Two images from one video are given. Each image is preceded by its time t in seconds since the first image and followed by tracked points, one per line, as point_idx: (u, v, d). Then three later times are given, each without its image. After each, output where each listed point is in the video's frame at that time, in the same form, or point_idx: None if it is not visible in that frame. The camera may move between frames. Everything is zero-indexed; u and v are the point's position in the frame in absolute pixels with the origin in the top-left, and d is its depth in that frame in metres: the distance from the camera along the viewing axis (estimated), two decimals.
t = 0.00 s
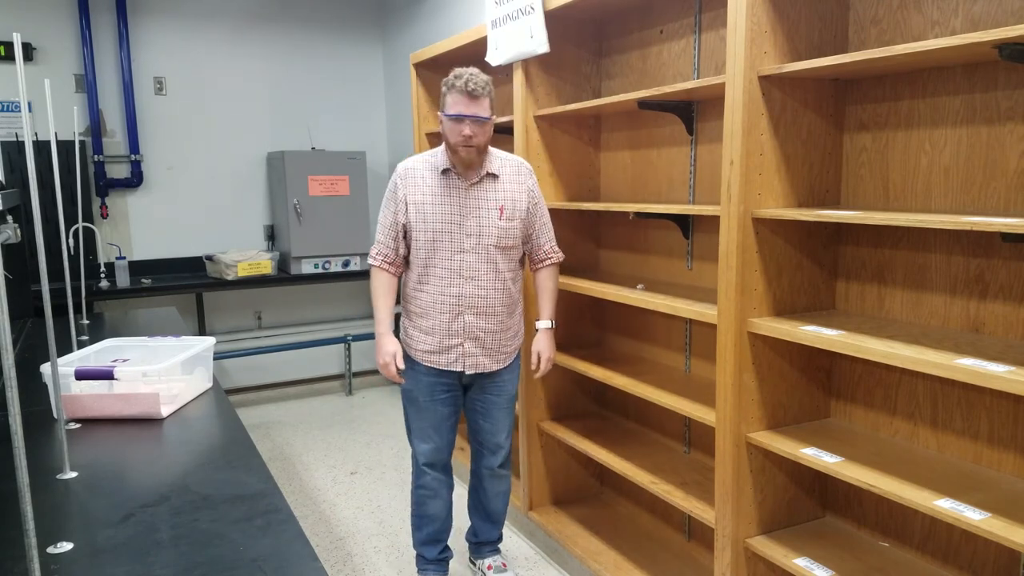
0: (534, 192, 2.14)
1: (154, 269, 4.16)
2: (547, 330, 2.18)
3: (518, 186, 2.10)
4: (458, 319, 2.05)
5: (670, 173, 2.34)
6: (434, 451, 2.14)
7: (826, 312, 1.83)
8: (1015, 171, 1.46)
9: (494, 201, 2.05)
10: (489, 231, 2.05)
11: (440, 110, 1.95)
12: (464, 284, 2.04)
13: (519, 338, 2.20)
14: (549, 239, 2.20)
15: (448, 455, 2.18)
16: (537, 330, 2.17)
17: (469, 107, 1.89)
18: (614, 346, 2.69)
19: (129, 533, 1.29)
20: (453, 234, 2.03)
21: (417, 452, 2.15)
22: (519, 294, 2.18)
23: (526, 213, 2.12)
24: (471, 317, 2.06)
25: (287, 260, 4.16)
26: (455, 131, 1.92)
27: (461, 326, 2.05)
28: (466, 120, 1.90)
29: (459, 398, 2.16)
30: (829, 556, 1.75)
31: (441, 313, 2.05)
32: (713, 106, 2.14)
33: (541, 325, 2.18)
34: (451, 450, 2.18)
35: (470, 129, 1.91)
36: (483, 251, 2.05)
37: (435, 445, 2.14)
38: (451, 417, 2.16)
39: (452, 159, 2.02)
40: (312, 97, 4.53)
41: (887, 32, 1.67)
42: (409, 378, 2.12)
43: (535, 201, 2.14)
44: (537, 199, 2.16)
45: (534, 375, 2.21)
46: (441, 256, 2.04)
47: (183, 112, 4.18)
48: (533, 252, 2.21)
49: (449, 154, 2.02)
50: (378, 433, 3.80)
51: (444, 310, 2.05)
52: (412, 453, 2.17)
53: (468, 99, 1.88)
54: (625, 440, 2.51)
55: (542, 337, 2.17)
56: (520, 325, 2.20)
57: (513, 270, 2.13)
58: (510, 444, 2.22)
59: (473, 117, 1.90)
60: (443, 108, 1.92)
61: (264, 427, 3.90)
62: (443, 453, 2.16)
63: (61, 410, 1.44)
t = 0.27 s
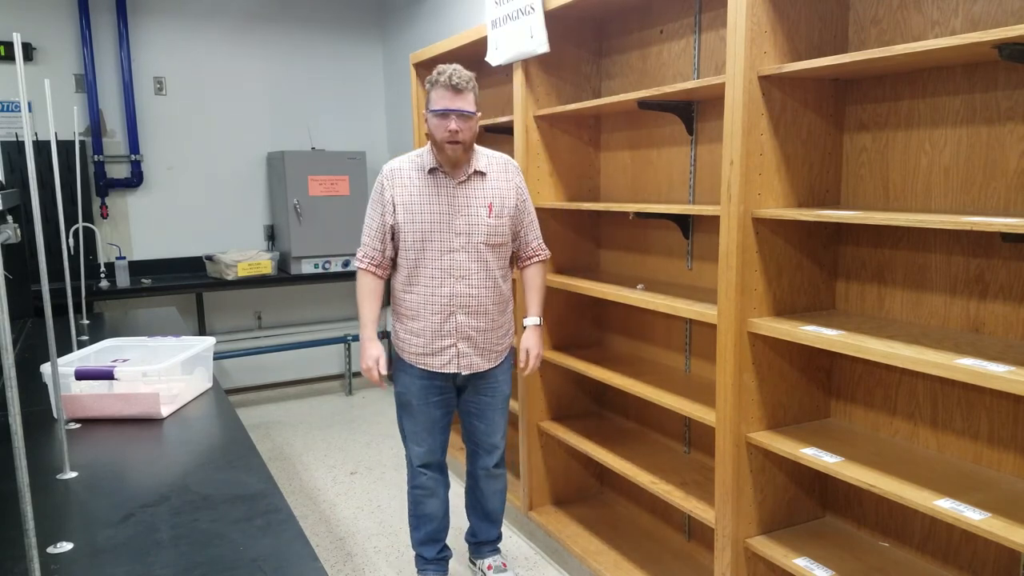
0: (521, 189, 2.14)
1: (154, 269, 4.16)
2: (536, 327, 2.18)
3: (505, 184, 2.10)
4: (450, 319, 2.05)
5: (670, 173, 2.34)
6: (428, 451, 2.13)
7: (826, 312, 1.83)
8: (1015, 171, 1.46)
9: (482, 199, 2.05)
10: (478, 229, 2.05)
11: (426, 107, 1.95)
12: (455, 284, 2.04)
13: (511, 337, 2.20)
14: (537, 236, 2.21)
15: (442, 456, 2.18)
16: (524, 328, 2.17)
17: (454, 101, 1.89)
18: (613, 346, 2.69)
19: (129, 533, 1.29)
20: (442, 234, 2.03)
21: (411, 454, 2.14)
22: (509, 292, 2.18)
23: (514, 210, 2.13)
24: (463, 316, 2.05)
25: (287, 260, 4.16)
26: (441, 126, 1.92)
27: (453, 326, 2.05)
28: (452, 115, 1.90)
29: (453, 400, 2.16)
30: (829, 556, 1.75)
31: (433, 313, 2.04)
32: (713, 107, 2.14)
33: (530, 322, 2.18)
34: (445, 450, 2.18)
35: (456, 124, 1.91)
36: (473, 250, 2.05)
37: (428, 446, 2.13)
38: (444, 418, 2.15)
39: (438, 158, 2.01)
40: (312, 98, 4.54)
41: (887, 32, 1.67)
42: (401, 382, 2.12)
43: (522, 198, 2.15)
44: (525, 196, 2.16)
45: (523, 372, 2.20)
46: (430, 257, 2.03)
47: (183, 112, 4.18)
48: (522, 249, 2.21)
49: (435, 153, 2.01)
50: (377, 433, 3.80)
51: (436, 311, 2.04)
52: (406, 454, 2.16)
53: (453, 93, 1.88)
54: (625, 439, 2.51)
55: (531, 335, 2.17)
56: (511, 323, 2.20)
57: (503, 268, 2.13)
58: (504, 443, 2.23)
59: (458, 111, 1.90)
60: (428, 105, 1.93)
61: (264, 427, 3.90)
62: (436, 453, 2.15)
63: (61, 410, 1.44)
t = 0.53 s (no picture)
0: (518, 188, 2.15)
1: (154, 269, 4.16)
2: (526, 326, 2.18)
3: (502, 183, 2.11)
4: (448, 319, 2.04)
5: (670, 173, 2.34)
6: (426, 452, 2.13)
7: (826, 312, 1.83)
8: (1015, 171, 1.46)
9: (479, 198, 2.06)
10: (475, 229, 2.05)
11: (422, 105, 1.95)
12: (453, 283, 2.04)
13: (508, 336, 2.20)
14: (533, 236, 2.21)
15: (440, 456, 2.17)
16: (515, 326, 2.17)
17: (451, 98, 1.89)
18: (613, 346, 2.69)
19: (129, 533, 1.29)
20: (439, 233, 2.02)
21: (409, 455, 2.14)
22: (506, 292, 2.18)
23: (511, 210, 2.13)
24: (461, 316, 2.05)
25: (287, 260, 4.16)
26: (438, 124, 1.92)
27: (451, 326, 2.04)
28: (449, 112, 1.90)
29: (451, 401, 2.16)
30: (829, 556, 1.75)
31: (430, 314, 2.04)
32: (713, 107, 2.14)
33: (521, 321, 2.18)
34: (443, 451, 2.18)
35: (453, 121, 1.91)
36: (470, 249, 2.05)
37: (426, 446, 2.13)
38: (442, 419, 2.15)
39: (435, 157, 2.01)
40: (312, 98, 4.53)
41: (887, 32, 1.67)
42: (399, 383, 2.11)
43: (519, 197, 2.15)
44: (521, 195, 2.17)
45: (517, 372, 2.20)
46: (427, 256, 2.03)
47: (183, 112, 4.18)
48: (518, 250, 2.22)
49: (431, 152, 2.01)
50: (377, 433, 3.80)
51: (434, 311, 2.04)
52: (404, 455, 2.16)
53: (450, 90, 1.88)
54: (625, 439, 2.51)
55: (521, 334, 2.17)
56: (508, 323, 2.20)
57: (500, 268, 2.13)
58: (502, 443, 2.23)
59: (455, 109, 1.90)
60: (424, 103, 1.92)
61: (264, 427, 3.90)
62: (435, 454, 2.15)
63: (61, 410, 1.44)
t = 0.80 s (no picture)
0: (518, 188, 2.15)
1: (154, 269, 4.16)
2: (531, 328, 2.18)
3: (503, 183, 2.11)
4: (447, 318, 2.04)
5: (670, 173, 2.34)
6: (426, 452, 2.13)
7: (826, 312, 1.83)
8: (1015, 171, 1.46)
9: (479, 198, 2.06)
10: (475, 228, 2.05)
11: (423, 104, 1.95)
12: (453, 283, 2.03)
13: (508, 337, 2.20)
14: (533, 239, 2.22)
15: (440, 457, 2.17)
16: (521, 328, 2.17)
17: (451, 97, 1.89)
18: (613, 346, 2.69)
19: (129, 533, 1.29)
20: (439, 233, 2.02)
21: (409, 455, 2.14)
22: (506, 293, 2.18)
23: (511, 210, 2.13)
24: (460, 316, 2.05)
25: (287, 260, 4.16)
26: (438, 123, 1.92)
27: (450, 325, 2.04)
28: (449, 111, 1.90)
29: (450, 402, 2.16)
30: (829, 556, 1.75)
31: (430, 313, 2.04)
32: (713, 107, 2.14)
33: (527, 323, 2.18)
34: (443, 451, 2.18)
35: (453, 120, 1.91)
36: (470, 249, 2.05)
37: (426, 447, 2.13)
38: (441, 419, 2.15)
39: (435, 157, 2.01)
40: (312, 98, 4.54)
41: (887, 32, 1.67)
42: (399, 383, 2.11)
43: (519, 197, 2.15)
44: (521, 196, 2.17)
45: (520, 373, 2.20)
46: (427, 256, 2.03)
47: (183, 112, 4.18)
48: (518, 250, 2.21)
49: (432, 151, 2.01)
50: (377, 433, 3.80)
51: (433, 310, 2.04)
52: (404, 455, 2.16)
53: (450, 89, 1.88)
54: (625, 439, 2.51)
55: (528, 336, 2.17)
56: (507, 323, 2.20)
57: (500, 268, 2.13)
58: (502, 444, 2.23)
59: (456, 108, 1.90)
60: (425, 102, 1.92)
61: (264, 427, 3.90)
62: (435, 454, 2.15)
63: (61, 410, 1.44)
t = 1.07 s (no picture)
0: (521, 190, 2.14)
1: (154, 269, 4.16)
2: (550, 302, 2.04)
3: (506, 184, 2.10)
4: (447, 318, 2.04)
5: (670, 173, 2.34)
6: (426, 452, 2.13)
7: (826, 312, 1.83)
8: (1015, 171, 1.46)
9: (482, 199, 2.06)
10: (477, 229, 2.05)
11: (429, 107, 1.93)
12: (454, 283, 2.03)
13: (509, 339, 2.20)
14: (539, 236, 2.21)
15: (440, 457, 2.17)
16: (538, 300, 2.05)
17: (457, 108, 1.88)
18: (614, 346, 2.69)
19: (129, 533, 1.29)
20: (441, 233, 2.02)
21: (409, 455, 2.14)
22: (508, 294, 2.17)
23: (514, 211, 2.13)
24: (461, 316, 2.05)
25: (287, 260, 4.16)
26: (443, 130, 1.92)
27: (450, 325, 2.04)
28: (455, 122, 1.90)
29: (451, 402, 2.16)
30: (829, 556, 1.75)
31: (430, 313, 2.04)
32: (713, 107, 2.14)
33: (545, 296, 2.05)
34: (443, 452, 2.18)
35: (458, 130, 1.91)
36: (472, 249, 2.04)
37: (426, 447, 2.13)
38: (442, 419, 2.15)
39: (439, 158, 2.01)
40: (312, 98, 4.54)
41: (887, 32, 1.67)
42: (399, 383, 2.11)
43: (522, 199, 2.15)
44: (525, 197, 2.16)
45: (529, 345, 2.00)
46: (429, 255, 2.03)
47: (183, 112, 4.18)
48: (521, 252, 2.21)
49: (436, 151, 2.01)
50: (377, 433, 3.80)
51: (433, 310, 2.03)
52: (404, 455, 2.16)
53: (456, 100, 1.87)
54: (625, 440, 2.51)
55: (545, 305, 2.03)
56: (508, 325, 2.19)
57: (502, 269, 2.12)
58: (502, 444, 2.23)
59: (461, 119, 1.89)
60: (432, 107, 1.91)
61: (264, 427, 3.90)
62: (435, 454, 2.15)
63: (61, 410, 1.44)
